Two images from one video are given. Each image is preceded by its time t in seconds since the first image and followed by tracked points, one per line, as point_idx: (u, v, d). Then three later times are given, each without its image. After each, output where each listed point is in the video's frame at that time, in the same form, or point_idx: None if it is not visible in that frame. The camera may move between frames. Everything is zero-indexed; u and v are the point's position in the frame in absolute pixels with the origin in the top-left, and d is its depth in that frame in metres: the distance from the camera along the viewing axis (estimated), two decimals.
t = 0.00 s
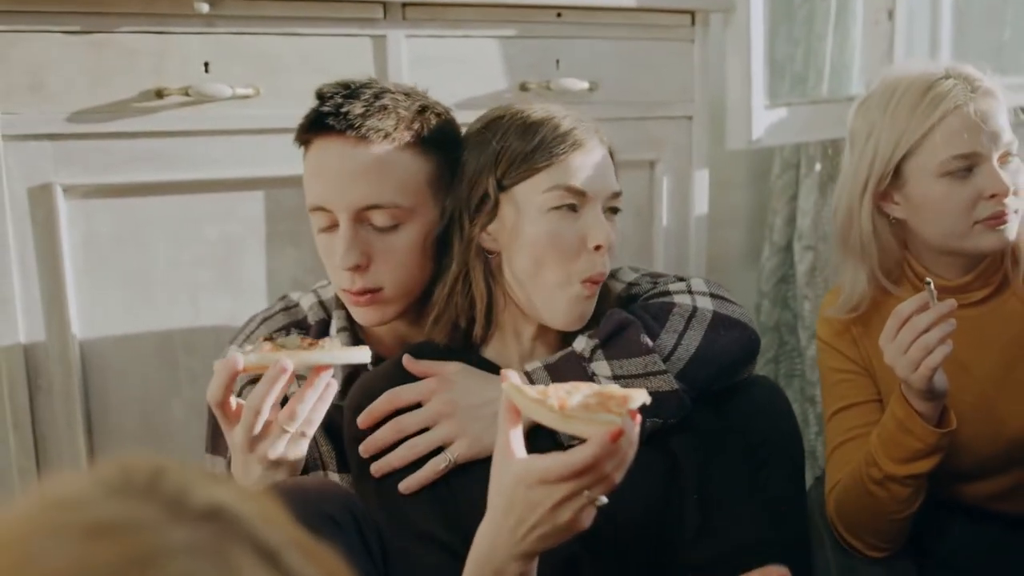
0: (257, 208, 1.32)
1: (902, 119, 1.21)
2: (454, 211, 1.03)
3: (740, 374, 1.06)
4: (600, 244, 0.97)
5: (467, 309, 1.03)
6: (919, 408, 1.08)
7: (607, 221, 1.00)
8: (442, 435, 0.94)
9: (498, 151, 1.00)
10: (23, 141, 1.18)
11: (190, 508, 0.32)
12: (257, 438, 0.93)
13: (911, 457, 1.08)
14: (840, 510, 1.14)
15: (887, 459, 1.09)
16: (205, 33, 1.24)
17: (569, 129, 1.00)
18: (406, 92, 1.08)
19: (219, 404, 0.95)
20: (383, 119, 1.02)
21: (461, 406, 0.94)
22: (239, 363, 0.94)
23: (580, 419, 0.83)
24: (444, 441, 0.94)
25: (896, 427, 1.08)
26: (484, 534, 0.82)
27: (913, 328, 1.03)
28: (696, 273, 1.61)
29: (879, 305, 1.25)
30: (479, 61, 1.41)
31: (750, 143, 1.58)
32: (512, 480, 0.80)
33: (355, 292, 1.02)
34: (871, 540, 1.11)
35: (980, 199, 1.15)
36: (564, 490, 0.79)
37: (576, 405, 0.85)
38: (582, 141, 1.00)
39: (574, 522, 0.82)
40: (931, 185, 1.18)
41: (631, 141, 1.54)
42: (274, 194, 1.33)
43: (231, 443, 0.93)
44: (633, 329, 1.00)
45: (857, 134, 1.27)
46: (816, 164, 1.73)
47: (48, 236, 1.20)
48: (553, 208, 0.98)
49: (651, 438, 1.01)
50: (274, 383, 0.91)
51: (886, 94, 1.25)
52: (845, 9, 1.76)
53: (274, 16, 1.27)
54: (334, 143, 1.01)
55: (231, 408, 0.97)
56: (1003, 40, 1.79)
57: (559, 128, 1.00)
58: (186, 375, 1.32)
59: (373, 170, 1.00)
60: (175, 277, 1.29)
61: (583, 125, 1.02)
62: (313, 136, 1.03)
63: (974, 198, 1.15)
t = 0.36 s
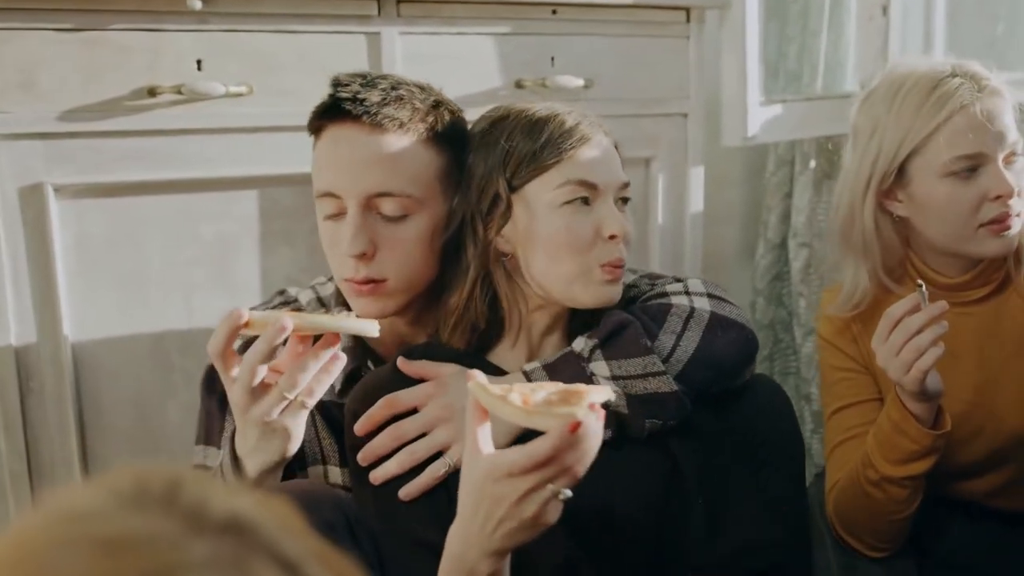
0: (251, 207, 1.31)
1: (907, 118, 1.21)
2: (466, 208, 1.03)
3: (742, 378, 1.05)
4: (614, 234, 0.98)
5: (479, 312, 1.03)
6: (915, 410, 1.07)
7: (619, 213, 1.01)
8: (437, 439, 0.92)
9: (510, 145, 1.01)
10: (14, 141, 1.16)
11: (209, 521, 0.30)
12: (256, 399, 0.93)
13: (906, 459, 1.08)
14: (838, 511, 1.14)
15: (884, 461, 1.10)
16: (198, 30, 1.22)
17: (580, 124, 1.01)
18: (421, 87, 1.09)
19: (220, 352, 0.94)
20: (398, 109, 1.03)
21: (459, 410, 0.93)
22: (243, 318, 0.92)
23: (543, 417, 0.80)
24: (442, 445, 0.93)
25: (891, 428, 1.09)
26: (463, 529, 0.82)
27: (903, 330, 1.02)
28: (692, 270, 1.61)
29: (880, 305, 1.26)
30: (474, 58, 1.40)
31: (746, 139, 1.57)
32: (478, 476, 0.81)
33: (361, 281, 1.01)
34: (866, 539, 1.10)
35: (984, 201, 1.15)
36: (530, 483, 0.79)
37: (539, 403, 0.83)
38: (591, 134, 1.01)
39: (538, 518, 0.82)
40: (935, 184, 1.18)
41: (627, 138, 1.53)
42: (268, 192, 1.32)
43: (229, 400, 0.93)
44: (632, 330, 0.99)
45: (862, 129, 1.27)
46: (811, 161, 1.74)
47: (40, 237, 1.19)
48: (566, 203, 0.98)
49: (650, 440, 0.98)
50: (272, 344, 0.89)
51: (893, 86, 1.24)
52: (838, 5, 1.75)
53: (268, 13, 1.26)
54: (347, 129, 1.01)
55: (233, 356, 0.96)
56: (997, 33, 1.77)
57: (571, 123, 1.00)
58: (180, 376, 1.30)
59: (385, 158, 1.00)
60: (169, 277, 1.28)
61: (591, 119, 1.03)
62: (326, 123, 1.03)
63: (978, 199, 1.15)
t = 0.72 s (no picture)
0: (239, 209, 1.29)
1: (923, 110, 1.21)
2: (477, 203, 1.03)
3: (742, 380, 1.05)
4: (626, 233, 0.97)
5: (489, 313, 1.02)
6: (923, 408, 1.06)
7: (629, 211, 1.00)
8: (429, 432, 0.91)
9: (518, 141, 1.01)
10: None
11: (215, 524, 0.30)
12: (277, 372, 0.91)
13: (914, 457, 1.06)
14: (840, 507, 1.14)
15: (891, 460, 1.08)
16: (183, 30, 1.21)
17: (593, 124, 1.01)
18: (436, 85, 1.09)
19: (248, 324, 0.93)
20: (414, 101, 1.03)
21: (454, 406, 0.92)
22: (275, 290, 0.91)
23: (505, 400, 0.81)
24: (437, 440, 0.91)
25: (900, 426, 1.07)
26: (436, 518, 0.81)
27: (918, 330, 1.01)
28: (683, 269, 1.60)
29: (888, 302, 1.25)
30: (463, 57, 1.38)
31: (737, 137, 1.57)
32: (446, 464, 0.80)
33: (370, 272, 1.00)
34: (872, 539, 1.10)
35: (997, 198, 1.16)
36: (493, 468, 0.79)
37: (504, 389, 0.84)
38: (602, 134, 1.01)
39: (509, 504, 0.82)
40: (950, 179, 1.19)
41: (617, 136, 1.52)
42: (256, 194, 1.30)
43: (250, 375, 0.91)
44: (627, 327, 0.98)
45: (878, 123, 1.28)
46: (801, 158, 1.76)
47: (23, 241, 1.17)
48: (575, 203, 0.98)
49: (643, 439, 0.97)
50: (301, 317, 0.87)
51: (910, 79, 1.24)
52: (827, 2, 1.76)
53: (255, 13, 1.24)
54: (362, 118, 1.01)
55: (260, 329, 0.94)
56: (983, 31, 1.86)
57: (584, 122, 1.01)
58: (168, 380, 1.29)
59: (398, 147, 1.00)
60: (156, 280, 1.26)
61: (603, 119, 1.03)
62: (341, 113, 1.03)
63: (992, 195, 1.16)
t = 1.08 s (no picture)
0: (219, 223, 1.27)
1: (943, 111, 1.20)
2: (475, 214, 1.01)
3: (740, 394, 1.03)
4: (627, 246, 0.96)
5: (493, 330, 1.01)
6: (936, 427, 1.05)
7: (630, 224, 0.99)
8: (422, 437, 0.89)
9: (519, 152, 1.00)
10: None
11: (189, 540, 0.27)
12: (291, 366, 0.91)
13: (924, 476, 1.05)
14: (835, 517, 1.14)
15: (896, 476, 1.07)
16: (161, 41, 1.18)
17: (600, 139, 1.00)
18: (441, 96, 1.08)
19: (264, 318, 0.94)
20: (420, 109, 1.02)
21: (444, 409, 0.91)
22: (299, 284, 0.94)
23: (493, 397, 0.81)
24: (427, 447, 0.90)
25: (909, 446, 1.06)
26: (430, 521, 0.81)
27: (943, 346, 1.00)
28: (669, 279, 1.59)
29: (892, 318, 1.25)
30: (445, 68, 1.37)
31: (721, 147, 1.56)
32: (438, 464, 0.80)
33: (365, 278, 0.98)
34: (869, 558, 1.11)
35: (1012, 207, 1.15)
36: (482, 466, 0.78)
37: (494, 386, 0.85)
38: (606, 148, 1.00)
39: (502, 504, 0.81)
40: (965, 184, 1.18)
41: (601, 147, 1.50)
42: (236, 208, 1.28)
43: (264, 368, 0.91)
44: (618, 337, 0.96)
45: (898, 124, 1.27)
46: (786, 168, 1.76)
47: None
48: (576, 216, 0.96)
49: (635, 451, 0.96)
50: (324, 309, 0.89)
51: (935, 80, 1.24)
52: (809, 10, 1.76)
53: (234, 24, 1.22)
54: (365, 124, 1.00)
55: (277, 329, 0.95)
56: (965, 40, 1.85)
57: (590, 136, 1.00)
58: (147, 399, 1.26)
59: (399, 154, 0.99)
60: (135, 297, 1.23)
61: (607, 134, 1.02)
62: (345, 118, 1.02)
63: (1007, 203, 1.15)
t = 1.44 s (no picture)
0: (188, 231, 1.24)
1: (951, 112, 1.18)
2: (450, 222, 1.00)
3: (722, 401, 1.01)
4: (603, 253, 0.94)
5: (471, 339, 0.99)
6: (927, 434, 1.04)
7: (609, 231, 0.97)
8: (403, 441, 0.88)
9: (495, 158, 0.98)
10: None
11: (115, 556, 0.25)
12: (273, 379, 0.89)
13: (912, 483, 1.05)
14: (815, 522, 1.13)
15: (884, 483, 1.07)
16: (126, 46, 1.16)
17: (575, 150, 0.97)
18: (420, 103, 1.06)
19: (243, 328, 0.92)
20: (399, 118, 1.01)
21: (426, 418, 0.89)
22: (277, 294, 0.91)
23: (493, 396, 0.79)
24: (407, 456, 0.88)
25: (900, 451, 1.05)
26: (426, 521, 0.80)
27: (960, 338, 1.00)
28: (646, 284, 1.58)
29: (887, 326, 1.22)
30: (418, 72, 1.35)
31: (697, 150, 1.55)
32: (436, 467, 0.79)
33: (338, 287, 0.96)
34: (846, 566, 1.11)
35: (1007, 212, 1.13)
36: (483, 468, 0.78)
37: (489, 386, 0.83)
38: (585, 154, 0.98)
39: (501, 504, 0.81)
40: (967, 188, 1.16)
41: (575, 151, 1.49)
42: (205, 216, 1.25)
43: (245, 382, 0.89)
44: (597, 348, 0.95)
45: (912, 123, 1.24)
46: (762, 171, 1.76)
47: None
48: (553, 220, 0.95)
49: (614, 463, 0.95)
50: (307, 321, 0.87)
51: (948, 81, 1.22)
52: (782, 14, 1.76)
53: (202, 28, 1.20)
54: (341, 130, 0.99)
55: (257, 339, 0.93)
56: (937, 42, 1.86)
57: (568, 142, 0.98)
58: (115, 412, 1.23)
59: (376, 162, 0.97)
60: (102, 308, 1.21)
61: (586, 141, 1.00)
62: (322, 124, 1.00)
63: (1003, 210, 1.13)
